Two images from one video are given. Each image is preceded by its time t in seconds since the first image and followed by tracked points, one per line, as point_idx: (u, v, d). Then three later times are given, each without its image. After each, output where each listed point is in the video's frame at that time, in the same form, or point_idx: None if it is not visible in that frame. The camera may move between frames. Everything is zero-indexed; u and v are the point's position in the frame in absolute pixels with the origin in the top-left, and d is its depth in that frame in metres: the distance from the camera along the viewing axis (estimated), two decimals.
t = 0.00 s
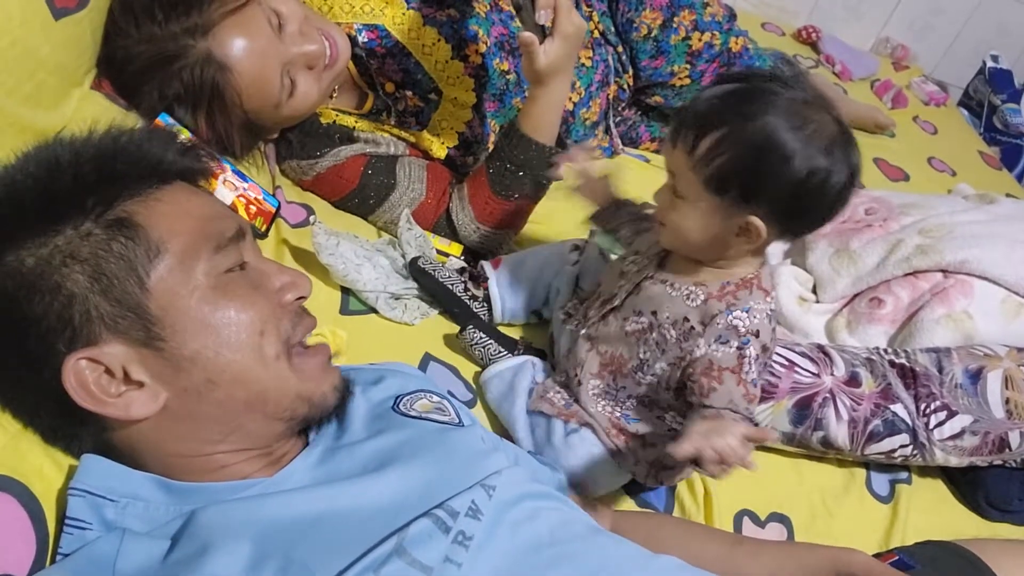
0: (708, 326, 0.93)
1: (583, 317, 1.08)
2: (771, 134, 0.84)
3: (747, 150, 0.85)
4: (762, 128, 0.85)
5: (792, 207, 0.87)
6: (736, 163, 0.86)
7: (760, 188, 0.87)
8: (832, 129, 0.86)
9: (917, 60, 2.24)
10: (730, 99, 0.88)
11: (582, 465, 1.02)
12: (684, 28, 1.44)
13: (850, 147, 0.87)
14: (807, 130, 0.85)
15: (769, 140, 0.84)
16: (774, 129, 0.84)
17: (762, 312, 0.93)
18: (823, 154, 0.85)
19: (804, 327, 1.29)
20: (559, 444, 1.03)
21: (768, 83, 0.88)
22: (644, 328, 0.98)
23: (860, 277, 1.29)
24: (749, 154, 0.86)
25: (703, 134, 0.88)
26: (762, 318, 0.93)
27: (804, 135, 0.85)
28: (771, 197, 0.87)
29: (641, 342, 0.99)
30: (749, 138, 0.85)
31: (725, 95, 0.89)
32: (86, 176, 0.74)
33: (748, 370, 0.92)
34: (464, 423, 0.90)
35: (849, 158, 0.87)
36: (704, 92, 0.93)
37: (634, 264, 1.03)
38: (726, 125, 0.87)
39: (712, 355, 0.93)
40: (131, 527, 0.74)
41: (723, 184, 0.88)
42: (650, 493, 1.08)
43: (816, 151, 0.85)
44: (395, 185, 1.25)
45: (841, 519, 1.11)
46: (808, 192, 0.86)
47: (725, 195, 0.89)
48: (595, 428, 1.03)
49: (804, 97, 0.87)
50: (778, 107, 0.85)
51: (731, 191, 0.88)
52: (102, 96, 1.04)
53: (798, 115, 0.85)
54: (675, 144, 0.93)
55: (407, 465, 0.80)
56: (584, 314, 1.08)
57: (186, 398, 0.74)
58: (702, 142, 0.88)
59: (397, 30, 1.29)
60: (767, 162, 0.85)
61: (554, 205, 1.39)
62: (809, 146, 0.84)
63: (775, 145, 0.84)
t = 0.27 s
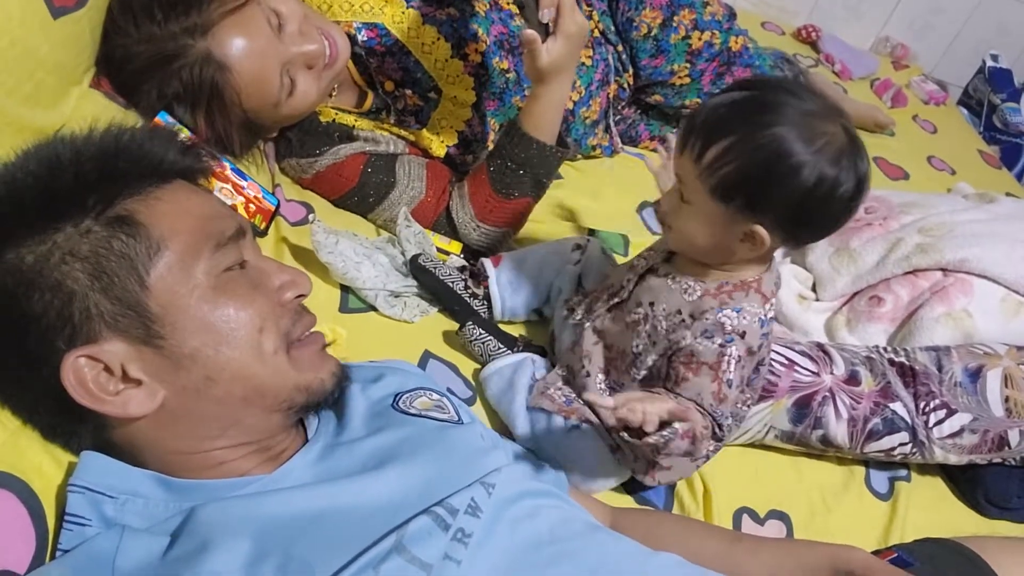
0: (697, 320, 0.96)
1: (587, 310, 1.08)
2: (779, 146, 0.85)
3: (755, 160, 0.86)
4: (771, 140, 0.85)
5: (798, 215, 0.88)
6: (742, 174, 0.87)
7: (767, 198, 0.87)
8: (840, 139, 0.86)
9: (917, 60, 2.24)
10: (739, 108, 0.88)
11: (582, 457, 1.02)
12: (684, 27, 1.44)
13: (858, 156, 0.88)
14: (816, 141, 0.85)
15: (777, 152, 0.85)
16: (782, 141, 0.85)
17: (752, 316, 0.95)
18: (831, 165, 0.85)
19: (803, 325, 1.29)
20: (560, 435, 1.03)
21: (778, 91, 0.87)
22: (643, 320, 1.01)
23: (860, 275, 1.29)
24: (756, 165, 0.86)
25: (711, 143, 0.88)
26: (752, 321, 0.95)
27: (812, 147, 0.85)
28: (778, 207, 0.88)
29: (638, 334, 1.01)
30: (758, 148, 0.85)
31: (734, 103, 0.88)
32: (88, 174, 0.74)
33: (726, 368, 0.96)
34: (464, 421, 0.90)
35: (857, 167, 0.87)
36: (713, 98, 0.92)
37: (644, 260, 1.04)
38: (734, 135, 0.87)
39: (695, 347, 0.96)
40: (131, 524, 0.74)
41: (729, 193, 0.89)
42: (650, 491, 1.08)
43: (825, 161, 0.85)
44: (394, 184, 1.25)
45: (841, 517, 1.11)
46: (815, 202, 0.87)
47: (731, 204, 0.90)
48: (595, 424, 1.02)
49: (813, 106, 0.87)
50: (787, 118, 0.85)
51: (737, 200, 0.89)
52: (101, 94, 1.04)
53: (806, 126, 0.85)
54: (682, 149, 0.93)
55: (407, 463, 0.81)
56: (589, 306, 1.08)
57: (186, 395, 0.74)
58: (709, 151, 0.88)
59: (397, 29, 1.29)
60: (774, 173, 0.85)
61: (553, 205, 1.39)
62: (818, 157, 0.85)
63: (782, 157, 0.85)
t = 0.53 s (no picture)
0: (688, 311, 0.97)
1: (584, 309, 1.10)
2: (775, 141, 0.86)
3: (750, 153, 0.87)
4: (767, 134, 0.86)
5: (793, 208, 0.90)
6: (738, 167, 0.88)
7: (761, 191, 0.89)
8: (836, 134, 0.88)
9: (916, 57, 2.24)
10: (736, 102, 0.89)
11: (583, 456, 1.02)
12: (683, 24, 1.44)
13: (853, 150, 0.89)
14: (812, 136, 0.87)
15: (772, 146, 0.86)
16: (778, 135, 0.86)
17: (744, 310, 0.96)
18: (826, 159, 0.87)
19: (802, 321, 1.29)
20: (560, 436, 1.03)
21: (776, 86, 0.89)
22: (641, 318, 1.02)
23: (859, 271, 1.29)
24: (752, 159, 0.87)
25: (707, 136, 0.90)
26: (743, 315, 0.96)
27: (808, 141, 0.86)
28: (773, 200, 0.89)
29: (636, 331, 1.02)
30: (753, 141, 0.87)
31: (731, 97, 0.90)
32: (90, 169, 0.74)
33: (710, 356, 0.94)
34: (463, 414, 0.90)
35: (851, 162, 0.89)
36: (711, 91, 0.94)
37: (639, 257, 1.06)
38: (730, 128, 0.88)
39: (684, 333, 0.96)
40: (131, 516, 0.74)
41: (724, 186, 0.90)
42: (649, 486, 1.09)
43: (820, 155, 0.87)
44: (394, 180, 1.25)
45: (840, 511, 1.11)
46: (810, 195, 0.89)
47: (726, 197, 0.91)
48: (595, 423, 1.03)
49: (810, 101, 0.88)
50: (783, 113, 0.87)
51: (732, 193, 0.90)
52: (101, 90, 1.04)
53: (803, 120, 0.87)
54: (679, 142, 0.95)
55: (406, 456, 0.81)
56: (586, 306, 1.10)
57: (186, 388, 0.74)
58: (705, 143, 0.90)
59: (396, 25, 1.28)
60: (769, 166, 0.87)
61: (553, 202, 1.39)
62: (813, 150, 0.86)
63: (778, 151, 0.86)
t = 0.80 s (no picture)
0: (676, 309, 0.98)
1: (580, 312, 1.10)
2: (767, 139, 0.86)
3: (741, 152, 0.87)
4: (759, 133, 0.87)
5: (786, 207, 0.90)
6: (731, 166, 0.89)
7: (754, 190, 0.89)
8: (829, 132, 0.88)
9: (917, 57, 2.24)
10: (727, 101, 0.89)
11: (580, 461, 1.01)
12: (683, 24, 1.44)
13: (848, 148, 0.90)
14: (804, 134, 0.87)
15: (764, 144, 0.86)
16: (770, 134, 0.86)
17: (732, 309, 0.96)
18: (819, 157, 0.87)
19: (803, 322, 1.29)
20: (557, 440, 1.02)
21: (768, 86, 0.89)
22: (633, 318, 1.02)
23: (859, 272, 1.29)
24: (744, 158, 0.88)
25: (699, 137, 0.90)
26: (731, 313, 0.96)
27: (800, 139, 0.87)
28: (766, 199, 0.89)
29: (627, 330, 1.02)
30: (745, 140, 0.87)
31: (723, 97, 0.90)
32: (41, 189, 0.75)
33: (691, 352, 0.96)
34: (462, 418, 0.90)
35: (845, 159, 0.89)
36: (704, 92, 0.94)
37: (634, 256, 1.06)
38: (722, 128, 0.89)
39: (670, 328, 0.97)
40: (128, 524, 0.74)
41: (716, 186, 0.90)
42: (649, 489, 1.08)
43: (813, 152, 0.87)
44: (393, 182, 1.25)
45: (840, 513, 1.11)
46: (804, 193, 0.89)
47: (718, 197, 0.91)
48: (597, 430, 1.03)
49: (803, 99, 0.89)
50: (775, 112, 0.87)
51: (724, 193, 0.90)
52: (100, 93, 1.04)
53: (796, 119, 0.87)
54: (672, 143, 0.95)
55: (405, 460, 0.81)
56: (581, 309, 1.10)
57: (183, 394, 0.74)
58: (697, 143, 0.90)
59: (396, 26, 1.29)
60: (761, 166, 0.87)
61: (553, 204, 1.39)
62: (806, 148, 0.87)
63: (770, 150, 0.86)
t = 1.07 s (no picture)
0: (675, 305, 0.98)
1: (576, 308, 1.10)
2: (766, 135, 0.87)
3: (742, 147, 0.88)
4: (758, 128, 0.87)
5: (785, 202, 0.90)
6: (731, 161, 0.89)
7: (753, 185, 0.89)
8: (828, 127, 0.88)
9: (912, 52, 2.25)
10: (727, 96, 0.90)
11: (577, 453, 1.01)
12: (678, 19, 1.44)
13: (847, 143, 0.90)
14: (803, 129, 0.87)
15: (764, 140, 0.87)
16: (769, 130, 0.87)
17: (731, 306, 0.97)
18: (818, 152, 0.87)
19: (799, 315, 1.29)
20: (554, 434, 1.02)
21: (768, 81, 0.89)
22: (632, 314, 1.02)
23: (855, 265, 1.29)
24: (743, 153, 0.88)
25: (699, 131, 0.91)
26: (729, 310, 0.97)
27: (799, 134, 0.87)
28: (766, 194, 0.90)
29: (625, 326, 1.02)
30: (745, 135, 0.87)
31: (722, 91, 0.90)
32: (34, 186, 0.74)
33: (690, 349, 0.97)
34: (458, 410, 0.90)
35: (845, 155, 0.89)
36: (703, 86, 0.94)
37: (630, 255, 1.06)
38: (722, 122, 0.89)
39: (669, 325, 0.98)
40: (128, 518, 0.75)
41: (716, 180, 0.91)
42: (646, 481, 1.09)
43: (812, 148, 0.87)
44: (389, 177, 1.25)
45: (836, 505, 1.11)
46: (803, 188, 0.89)
47: (718, 192, 0.92)
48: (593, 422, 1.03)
49: (802, 95, 0.89)
50: (774, 107, 0.87)
51: (723, 187, 0.91)
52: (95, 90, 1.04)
53: (795, 114, 0.87)
54: (672, 137, 0.95)
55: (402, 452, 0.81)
56: (578, 305, 1.10)
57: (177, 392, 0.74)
58: (697, 138, 0.91)
59: (391, 22, 1.29)
60: (760, 161, 0.88)
61: (548, 199, 1.40)
62: (805, 144, 0.87)
63: (769, 145, 0.87)
